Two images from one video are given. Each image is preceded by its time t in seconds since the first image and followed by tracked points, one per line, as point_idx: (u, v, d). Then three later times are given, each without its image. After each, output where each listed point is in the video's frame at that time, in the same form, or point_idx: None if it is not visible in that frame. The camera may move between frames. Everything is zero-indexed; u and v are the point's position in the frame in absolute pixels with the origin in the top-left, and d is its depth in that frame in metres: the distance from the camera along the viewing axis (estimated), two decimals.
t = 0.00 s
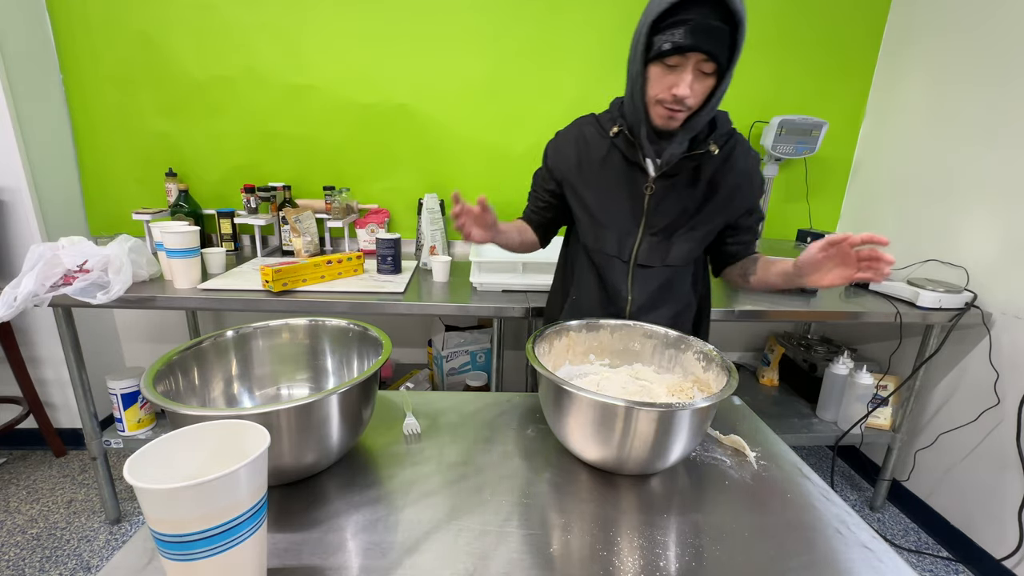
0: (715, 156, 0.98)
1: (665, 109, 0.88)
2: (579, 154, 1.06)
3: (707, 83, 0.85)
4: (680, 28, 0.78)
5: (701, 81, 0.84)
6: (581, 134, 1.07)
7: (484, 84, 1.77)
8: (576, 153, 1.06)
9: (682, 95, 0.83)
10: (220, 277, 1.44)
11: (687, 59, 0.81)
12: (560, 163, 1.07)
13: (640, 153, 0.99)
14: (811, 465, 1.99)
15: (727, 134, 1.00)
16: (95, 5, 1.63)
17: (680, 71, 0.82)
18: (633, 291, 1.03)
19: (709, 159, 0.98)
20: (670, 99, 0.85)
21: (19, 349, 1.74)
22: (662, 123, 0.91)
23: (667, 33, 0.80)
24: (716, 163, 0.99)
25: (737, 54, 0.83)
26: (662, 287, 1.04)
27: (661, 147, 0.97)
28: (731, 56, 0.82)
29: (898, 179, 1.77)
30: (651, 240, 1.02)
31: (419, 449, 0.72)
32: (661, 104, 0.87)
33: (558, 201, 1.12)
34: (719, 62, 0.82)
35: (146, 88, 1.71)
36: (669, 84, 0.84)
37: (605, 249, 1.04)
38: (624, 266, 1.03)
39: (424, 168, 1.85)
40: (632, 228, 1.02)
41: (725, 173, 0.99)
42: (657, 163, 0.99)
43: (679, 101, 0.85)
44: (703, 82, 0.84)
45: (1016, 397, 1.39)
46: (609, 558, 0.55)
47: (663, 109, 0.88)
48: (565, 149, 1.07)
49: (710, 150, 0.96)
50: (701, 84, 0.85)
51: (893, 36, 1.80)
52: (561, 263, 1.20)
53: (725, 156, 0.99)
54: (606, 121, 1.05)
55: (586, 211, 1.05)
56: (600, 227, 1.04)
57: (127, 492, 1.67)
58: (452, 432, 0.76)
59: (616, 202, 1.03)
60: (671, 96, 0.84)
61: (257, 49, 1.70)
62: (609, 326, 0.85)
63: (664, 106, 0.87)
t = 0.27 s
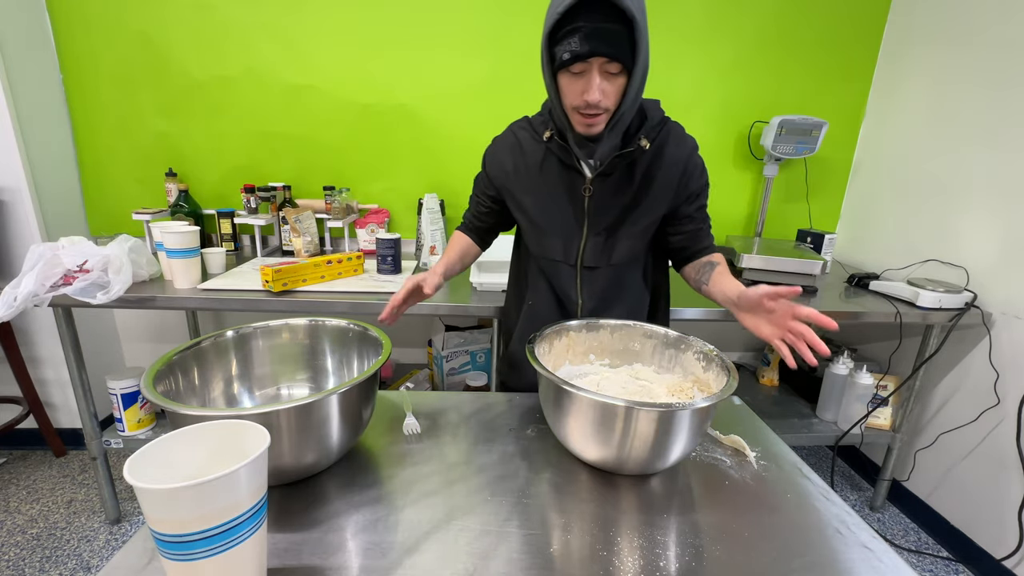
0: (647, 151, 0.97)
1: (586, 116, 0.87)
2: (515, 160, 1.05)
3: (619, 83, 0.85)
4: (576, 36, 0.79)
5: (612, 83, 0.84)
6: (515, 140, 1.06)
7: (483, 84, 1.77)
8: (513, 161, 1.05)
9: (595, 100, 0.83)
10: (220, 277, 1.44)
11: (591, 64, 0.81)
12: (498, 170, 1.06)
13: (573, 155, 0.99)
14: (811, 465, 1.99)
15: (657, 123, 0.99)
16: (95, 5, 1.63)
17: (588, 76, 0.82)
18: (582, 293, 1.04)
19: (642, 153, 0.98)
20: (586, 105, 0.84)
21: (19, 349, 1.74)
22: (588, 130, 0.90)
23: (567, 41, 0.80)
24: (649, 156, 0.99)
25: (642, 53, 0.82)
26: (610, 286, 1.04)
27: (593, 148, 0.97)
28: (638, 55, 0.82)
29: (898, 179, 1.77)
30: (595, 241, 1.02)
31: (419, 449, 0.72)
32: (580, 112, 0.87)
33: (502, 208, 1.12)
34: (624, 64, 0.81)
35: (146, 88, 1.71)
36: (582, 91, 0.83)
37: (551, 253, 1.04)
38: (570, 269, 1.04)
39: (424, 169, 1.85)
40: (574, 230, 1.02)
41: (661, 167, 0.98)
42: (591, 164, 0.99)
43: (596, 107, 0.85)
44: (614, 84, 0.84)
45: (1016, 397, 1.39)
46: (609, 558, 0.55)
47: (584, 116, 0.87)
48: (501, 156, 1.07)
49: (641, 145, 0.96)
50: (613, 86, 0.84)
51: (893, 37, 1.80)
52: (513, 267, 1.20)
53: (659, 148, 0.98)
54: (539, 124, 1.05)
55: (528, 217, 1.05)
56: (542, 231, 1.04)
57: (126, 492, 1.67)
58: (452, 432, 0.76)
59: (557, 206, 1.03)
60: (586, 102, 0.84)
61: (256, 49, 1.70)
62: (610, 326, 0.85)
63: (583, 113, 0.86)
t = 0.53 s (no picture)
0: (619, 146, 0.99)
1: (558, 121, 0.87)
2: (487, 162, 1.03)
3: (589, 86, 0.85)
4: (543, 42, 0.78)
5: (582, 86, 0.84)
6: (484, 142, 1.04)
7: (483, 84, 1.77)
8: (483, 163, 1.03)
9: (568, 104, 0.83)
10: (220, 277, 1.44)
11: (560, 69, 0.80)
12: (469, 174, 1.04)
13: (547, 155, 0.98)
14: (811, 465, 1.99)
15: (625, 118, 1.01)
16: (95, 5, 1.63)
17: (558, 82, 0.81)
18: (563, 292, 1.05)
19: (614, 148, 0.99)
20: (558, 111, 0.84)
21: (19, 349, 1.74)
22: (562, 135, 0.90)
23: (534, 47, 0.79)
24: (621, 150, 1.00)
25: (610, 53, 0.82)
26: (592, 284, 1.05)
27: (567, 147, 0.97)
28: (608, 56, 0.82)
29: (898, 179, 1.77)
30: (574, 239, 1.02)
31: (419, 449, 0.72)
32: (554, 118, 0.86)
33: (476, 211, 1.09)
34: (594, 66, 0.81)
35: (146, 87, 1.71)
36: (553, 98, 0.83)
37: (530, 255, 1.03)
38: (551, 270, 1.03)
39: (424, 168, 1.85)
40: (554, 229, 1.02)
41: (634, 160, 1.00)
42: (565, 164, 0.99)
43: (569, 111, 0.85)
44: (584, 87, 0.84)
45: (1016, 397, 1.39)
46: (609, 558, 0.55)
47: (557, 121, 0.87)
48: (471, 160, 1.04)
49: (613, 141, 0.97)
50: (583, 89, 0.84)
51: (893, 37, 1.80)
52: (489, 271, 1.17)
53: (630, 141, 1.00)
54: (507, 125, 1.03)
55: (504, 220, 1.03)
56: (520, 233, 1.02)
57: (126, 492, 1.67)
58: (452, 432, 0.76)
59: (534, 207, 1.01)
60: (558, 108, 0.83)
61: (256, 49, 1.70)
62: (610, 326, 0.85)
63: (556, 118, 0.86)
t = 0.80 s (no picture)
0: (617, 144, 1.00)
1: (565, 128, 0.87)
2: (486, 159, 1.02)
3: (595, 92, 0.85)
4: (557, 52, 0.78)
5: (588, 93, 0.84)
6: (483, 138, 1.04)
7: (483, 84, 1.77)
8: (482, 160, 1.02)
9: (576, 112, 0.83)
10: (220, 277, 1.44)
11: (571, 78, 0.80)
12: (466, 170, 1.02)
13: (547, 153, 0.98)
14: (811, 465, 1.99)
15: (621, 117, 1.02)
16: (95, 5, 1.63)
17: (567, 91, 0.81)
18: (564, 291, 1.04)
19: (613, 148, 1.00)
20: (567, 119, 0.85)
21: (19, 349, 1.74)
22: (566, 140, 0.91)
23: (546, 56, 0.79)
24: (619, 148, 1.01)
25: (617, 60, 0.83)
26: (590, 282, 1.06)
27: (567, 146, 0.98)
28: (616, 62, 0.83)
29: (899, 179, 1.77)
30: (573, 238, 1.03)
31: (419, 449, 0.72)
32: (561, 125, 0.86)
33: (471, 209, 1.08)
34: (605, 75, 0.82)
35: (146, 87, 1.71)
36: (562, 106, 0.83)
37: (528, 254, 1.03)
38: (549, 269, 1.04)
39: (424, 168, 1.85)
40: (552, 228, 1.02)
41: (632, 158, 1.01)
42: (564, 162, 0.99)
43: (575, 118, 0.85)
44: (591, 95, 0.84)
45: (1016, 397, 1.39)
46: (609, 558, 0.55)
47: (564, 129, 0.87)
48: (469, 156, 1.03)
49: (613, 140, 0.98)
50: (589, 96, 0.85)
51: (893, 37, 1.80)
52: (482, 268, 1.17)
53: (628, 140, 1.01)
54: (506, 122, 1.03)
55: (503, 219, 1.03)
56: (518, 231, 1.03)
57: (127, 492, 1.67)
58: (452, 432, 0.76)
59: (533, 205, 1.02)
60: (567, 117, 0.84)
61: (256, 49, 1.70)
62: (609, 326, 0.85)
63: (563, 126, 0.87)
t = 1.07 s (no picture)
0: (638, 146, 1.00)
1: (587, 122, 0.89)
2: (505, 158, 1.02)
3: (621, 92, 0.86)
4: (588, 46, 0.78)
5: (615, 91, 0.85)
6: (502, 137, 1.04)
7: (483, 84, 1.77)
8: (502, 159, 1.02)
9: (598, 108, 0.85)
10: (220, 277, 1.44)
11: (600, 73, 0.81)
12: (485, 168, 1.02)
13: (569, 152, 0.98)
14: (811, 465, 1.99)
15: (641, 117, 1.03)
16: (95, 5, 1.63)
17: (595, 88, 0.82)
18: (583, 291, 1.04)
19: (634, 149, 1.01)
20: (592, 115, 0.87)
21: (19, 349, 1.74)
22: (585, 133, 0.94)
23: (576, 49, 0.79)
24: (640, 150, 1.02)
25: (645, 59, 0.84)
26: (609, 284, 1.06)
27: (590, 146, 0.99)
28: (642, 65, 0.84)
29: (898, 179, 1.77)
30: (593, 239, 1.03)
31: (419, 449, 0.72)
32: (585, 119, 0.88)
33: (492, 208, 1.08)
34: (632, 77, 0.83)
35: (146, 88, 1.71)
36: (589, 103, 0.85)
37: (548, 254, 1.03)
38: (569, 269, 1.04)
39: (424, 168, 1.85)
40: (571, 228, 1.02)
41: (655, 161, 1.02)
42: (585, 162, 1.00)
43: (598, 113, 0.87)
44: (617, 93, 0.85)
45: (1016, 397, 1.39)
46: (609, 558, 0.55)
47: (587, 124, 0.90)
48: (488, 154, 1.03)
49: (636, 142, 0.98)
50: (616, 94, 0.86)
51: (893, 37, 1.80)
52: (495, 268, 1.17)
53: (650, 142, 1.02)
54: (525, 121, 1.03)
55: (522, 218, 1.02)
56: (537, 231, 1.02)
57: (126, 492, 1.67)
58: (452, 432, 0.76)
59: (553, 205, 1.02)
60: (590, 111, 0.86)
61: (256, 49, 1.70)
62: (610, 326, 0.85)
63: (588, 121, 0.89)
